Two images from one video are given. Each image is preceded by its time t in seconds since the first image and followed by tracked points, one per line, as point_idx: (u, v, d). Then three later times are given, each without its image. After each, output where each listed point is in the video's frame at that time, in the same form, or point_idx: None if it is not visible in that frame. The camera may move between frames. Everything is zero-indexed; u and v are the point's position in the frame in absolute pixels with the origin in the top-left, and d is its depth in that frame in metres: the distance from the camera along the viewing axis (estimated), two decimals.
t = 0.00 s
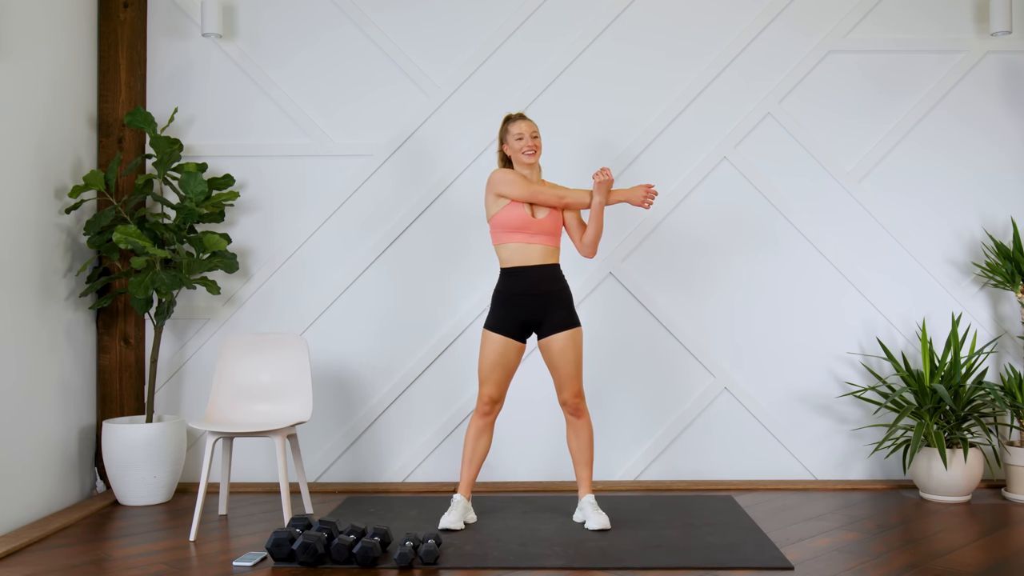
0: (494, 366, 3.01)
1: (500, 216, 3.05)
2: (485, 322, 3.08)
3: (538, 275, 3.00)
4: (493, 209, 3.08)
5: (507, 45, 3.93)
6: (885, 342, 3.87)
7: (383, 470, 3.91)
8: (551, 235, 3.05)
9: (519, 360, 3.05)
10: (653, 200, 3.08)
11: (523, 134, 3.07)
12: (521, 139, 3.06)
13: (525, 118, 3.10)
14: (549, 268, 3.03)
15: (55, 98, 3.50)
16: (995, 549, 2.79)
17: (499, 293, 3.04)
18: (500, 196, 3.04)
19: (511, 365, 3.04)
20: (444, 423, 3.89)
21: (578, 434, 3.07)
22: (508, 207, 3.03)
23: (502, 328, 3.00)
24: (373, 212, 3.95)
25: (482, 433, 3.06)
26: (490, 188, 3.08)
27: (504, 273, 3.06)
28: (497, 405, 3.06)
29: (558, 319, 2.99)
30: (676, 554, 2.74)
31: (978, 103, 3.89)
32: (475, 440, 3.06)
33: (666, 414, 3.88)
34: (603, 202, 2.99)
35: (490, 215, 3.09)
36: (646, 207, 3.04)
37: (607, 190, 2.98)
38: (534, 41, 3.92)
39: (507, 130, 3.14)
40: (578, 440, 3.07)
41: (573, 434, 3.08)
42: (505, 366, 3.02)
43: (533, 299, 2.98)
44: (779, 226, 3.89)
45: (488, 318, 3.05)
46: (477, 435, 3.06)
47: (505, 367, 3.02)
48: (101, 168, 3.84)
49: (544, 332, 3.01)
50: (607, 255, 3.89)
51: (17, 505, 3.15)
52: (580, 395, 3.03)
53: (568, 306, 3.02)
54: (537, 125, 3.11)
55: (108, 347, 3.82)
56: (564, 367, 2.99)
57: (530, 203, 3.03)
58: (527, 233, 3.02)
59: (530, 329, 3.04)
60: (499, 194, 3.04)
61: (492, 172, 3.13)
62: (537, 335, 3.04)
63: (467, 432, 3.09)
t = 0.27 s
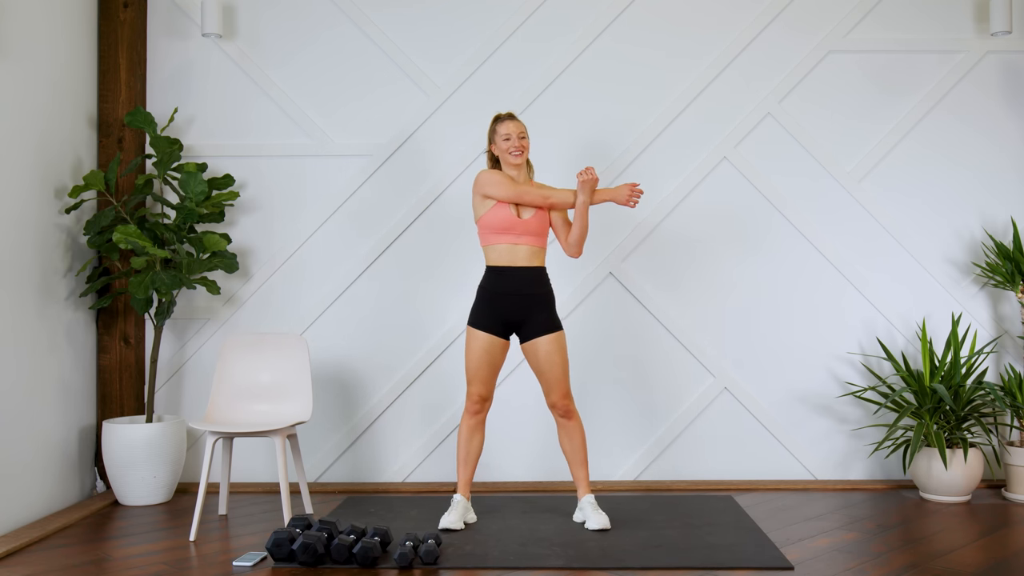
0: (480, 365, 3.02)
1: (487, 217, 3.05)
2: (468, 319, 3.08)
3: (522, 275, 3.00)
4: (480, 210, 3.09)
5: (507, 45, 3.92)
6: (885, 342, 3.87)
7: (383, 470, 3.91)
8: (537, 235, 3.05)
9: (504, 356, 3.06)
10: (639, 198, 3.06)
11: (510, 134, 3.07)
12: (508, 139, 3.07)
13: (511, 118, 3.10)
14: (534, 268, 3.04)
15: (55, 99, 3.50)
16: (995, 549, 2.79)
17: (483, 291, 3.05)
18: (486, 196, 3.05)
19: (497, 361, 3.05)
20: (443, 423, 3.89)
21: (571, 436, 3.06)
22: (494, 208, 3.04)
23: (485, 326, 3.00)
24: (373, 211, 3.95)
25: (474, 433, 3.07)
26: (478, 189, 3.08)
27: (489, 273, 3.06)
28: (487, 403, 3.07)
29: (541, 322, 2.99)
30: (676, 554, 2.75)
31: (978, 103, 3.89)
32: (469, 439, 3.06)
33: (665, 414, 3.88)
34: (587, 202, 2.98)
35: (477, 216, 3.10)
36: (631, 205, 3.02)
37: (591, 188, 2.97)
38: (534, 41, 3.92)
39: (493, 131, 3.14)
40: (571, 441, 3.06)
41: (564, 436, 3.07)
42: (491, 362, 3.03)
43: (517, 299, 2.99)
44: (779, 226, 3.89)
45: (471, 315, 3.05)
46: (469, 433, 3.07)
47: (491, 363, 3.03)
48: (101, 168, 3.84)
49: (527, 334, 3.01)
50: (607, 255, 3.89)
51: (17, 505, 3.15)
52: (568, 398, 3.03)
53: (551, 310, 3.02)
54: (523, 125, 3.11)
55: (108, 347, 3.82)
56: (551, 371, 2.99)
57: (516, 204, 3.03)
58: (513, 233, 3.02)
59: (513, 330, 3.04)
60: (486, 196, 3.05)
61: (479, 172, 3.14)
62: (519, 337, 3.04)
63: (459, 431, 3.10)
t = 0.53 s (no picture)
0: (466, 364, 3.02)
1: (473, 218, 3.06)
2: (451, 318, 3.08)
3: (506, 278, 3.00)
4: (468, 212, 3.10)
5: (507, 45, 3.92)
6: (885, 342, 3.87)
7: (383, 470, 3.91)
8: (524, 238, 3.05)
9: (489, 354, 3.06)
10: (626, 206, 3.05)
11: (499, 136, 3.07)
12: (497, 142, 3.07)
13: (501, 120, 3.11)
14: (520, 271, 3.03)
15: (55, 99, 3.50)
16: (995, 549, 2.79)
17: (466, 290, 3.05)
18: (474, 198, 3.06)
19: (483, 358, 3.05)
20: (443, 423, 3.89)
21: (563, 438, 3.06)
22: (481, 210, 3.05)
23: (468, 326, 3.00)
24: (373, 212, 3.95)
25: (466, 432, 3.08)
26: (466, 190, 3.09)
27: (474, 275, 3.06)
28: (476, 403, 3.08)
29: (522, 325, 2.99)
30: (676, 554, 2.75)
31: (977, 103, 3.89)
32: (460, 437, 3.07)
33: (665, 414, 3.88)
34: (574, 207, 2.97)
35: (465, 217, 3.11)
36: (618, 212, 3.01)
37: (579, 194, 2.95)
38: (534, 41, 3.92)
39: (483, 133, 3.15)
40: (563, 442, 3.06)
41: (557, 438, 3.07)
42: (477, 360, 3.03)
43: (501, 301, 2.98)
44: (779, 226, 3.89)
45: (454, 315, 3.05)
46: (460, 433, 3.08)
47: (477, 360, 3.03)
48: (101, 168, 3.84)
49: (508, 337, 3.01)
50: (607, 255, 3.89)
51: (17, 505, 3.15)
52: (556, 401, 3.03)
53: (533, 314, 3.03)
54: (513, 128, 3.12)
55: (108, 347, 3.82)
56: (536, 375, 2.99)
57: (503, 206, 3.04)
58: (499, 235, 3.02)
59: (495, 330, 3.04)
60: (473, 197, 3.06)
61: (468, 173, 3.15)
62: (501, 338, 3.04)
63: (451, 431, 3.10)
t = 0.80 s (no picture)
0: (464, 363, 3.02)
1: (469, 219, 3.06)
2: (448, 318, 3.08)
3: (502, 278, 3.00)
4: (463, 212, 3.10)
5: (507, 45, 3.92)
6: (885, 342, 3.87)
7: (383, 470, 3.91)
8: (520, 238, 3.05)
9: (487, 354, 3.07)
10: (623, 208, 3.04)
11: (494, 136, 3.07)
12: (492, 142, 3.07)
13: (497, 120, 3.10)
14: (515, 272, 3.03)
15: (55, 99, 3.50)
16: (995, 549, 2.79)
17: (462, 291, 3.05)
18: (470, 198, 3.06)
19: (480, 358, 3.05)
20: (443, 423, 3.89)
21: (562, 438, 3.06)
22: (476, 210, 3.05)
23: (464, 326, 3.00)
24: (373, 212, 3.95)
25: (464, 433, 3.08)
26: (461, 190, 3.09)
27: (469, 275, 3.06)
28: (474, 402, 3.08)
29: (519, 326, 2.99)
30: (676, 554, 2.75)
31: (977, 103, 3.89)
32: (459, 438, 3.07)
33: (665, 414, 3.88)
34: (570, 207, 2.97)
35: (460, 217, 3.11)
36: (614, 214, 3.00)
37: (575, 195, 2.96)
38: (534, 41, 3.92)
39: (478, 133, 3.14)
40: (562, 442, 3.06)
41: (556, 438, 3.07)
42: (475, 359, 3.04)
43: (497, 302, 2.98)
44: (779, 227, 3.89)
45: (450, 315, 3.05)
46: (459, 433, 3.08)
47: (475, 359, 3.04)
48: (101, 168, 3.84)
49: (505, 337, 3.01)
50: (607, 255, 3.89)
51: (17, 505, 3.15)
52: (554, 401, 3.02)
53: (530, 314, 3.02)
54: (508, 128, 3.11)
55: (108, 347, 3.82)
56: (533, 375, 2.99)
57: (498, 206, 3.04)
58: (495, 235, 3.02)
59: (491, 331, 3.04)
60: (469, 197, 3.06)
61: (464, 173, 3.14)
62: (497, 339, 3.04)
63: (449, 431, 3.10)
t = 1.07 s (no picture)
0: (476, 364, 3.02)
1: (478, 217, 3.06)
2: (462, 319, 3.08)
3: (513, 276, 3.00)
4: (471, 211, 3.10)
5: (507, 45, 3.92)
6: (885, 342, 3.87)
7: (383, 470, 3.91)
8: (529, 235, 3.06)
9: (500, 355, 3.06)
10: (630, 201, 3.07)
11: (501, 135, 3.07)
12: (499, 140, 3.07)
13: (502, 118, 3.10)
14: (527, 268, 3.04)
15: (55, 99, 3.50)
16: (995, 549, 2.79)
17: (475, 291, 3.05)
18: (478, 196, 3.05)
19: (492, 359, 3.05)
20: (443, 423, 3.89)
21: (568, 436, 3.06)
22: (486, 208, 3.04)
23: (478, 327, 3.00)
24: (373, 212, 3.95)
25: (471, 433, 3.08)
26: (468, 189, 3.09)
27: (481, 274, 3.06)
28: (483, 403, 3.07)
29: (534, 322, 2.99)
30: (676, 554, 2.75)
31: (977, 103, 3.89)
32: (465, 439, 3.07)
33: (665, 414, 3.88)
34: (579, 204, 2.98)
35: (469, 216, 3.10)
36: (623, 208, 3.03)
37: (584, 190, 2.97)
38: (534, 41, 3.92)
39: (484, 131, 3.14)
40: (568, 441, 3.06)
41: (562, 436, 3.07)
42: (486, 360, 3.02)
43: (509, 299, 2.98)
44: (779, 227, 3.89)
45: (464, 316, 3.05)
46: (466, 434, 3.07)
47: (487, 361, 3.03)
48: (101, 168, 3.84)
49: (521, 335, 3.01)
50: (607, 255, 3.89)
51: (17, 505, 3.15)
52: (565, 399, 3.02)
53: (544, 310, 3.02)
54: (514, 126, 3.11)
55: (108, 347, 3.82)
56: (546, 371, 2.99)
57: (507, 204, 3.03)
58: (505, 233, 3.02)
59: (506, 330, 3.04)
60: (477, 196, 3.05)
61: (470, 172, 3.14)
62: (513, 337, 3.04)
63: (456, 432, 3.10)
